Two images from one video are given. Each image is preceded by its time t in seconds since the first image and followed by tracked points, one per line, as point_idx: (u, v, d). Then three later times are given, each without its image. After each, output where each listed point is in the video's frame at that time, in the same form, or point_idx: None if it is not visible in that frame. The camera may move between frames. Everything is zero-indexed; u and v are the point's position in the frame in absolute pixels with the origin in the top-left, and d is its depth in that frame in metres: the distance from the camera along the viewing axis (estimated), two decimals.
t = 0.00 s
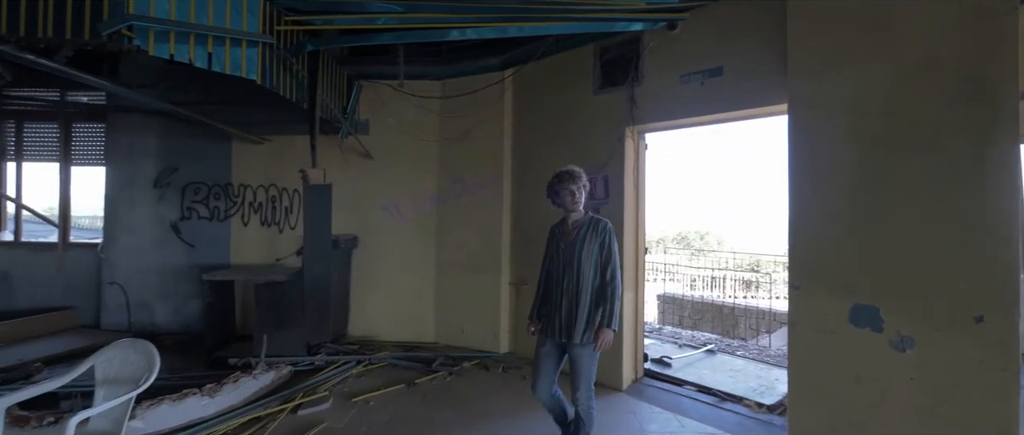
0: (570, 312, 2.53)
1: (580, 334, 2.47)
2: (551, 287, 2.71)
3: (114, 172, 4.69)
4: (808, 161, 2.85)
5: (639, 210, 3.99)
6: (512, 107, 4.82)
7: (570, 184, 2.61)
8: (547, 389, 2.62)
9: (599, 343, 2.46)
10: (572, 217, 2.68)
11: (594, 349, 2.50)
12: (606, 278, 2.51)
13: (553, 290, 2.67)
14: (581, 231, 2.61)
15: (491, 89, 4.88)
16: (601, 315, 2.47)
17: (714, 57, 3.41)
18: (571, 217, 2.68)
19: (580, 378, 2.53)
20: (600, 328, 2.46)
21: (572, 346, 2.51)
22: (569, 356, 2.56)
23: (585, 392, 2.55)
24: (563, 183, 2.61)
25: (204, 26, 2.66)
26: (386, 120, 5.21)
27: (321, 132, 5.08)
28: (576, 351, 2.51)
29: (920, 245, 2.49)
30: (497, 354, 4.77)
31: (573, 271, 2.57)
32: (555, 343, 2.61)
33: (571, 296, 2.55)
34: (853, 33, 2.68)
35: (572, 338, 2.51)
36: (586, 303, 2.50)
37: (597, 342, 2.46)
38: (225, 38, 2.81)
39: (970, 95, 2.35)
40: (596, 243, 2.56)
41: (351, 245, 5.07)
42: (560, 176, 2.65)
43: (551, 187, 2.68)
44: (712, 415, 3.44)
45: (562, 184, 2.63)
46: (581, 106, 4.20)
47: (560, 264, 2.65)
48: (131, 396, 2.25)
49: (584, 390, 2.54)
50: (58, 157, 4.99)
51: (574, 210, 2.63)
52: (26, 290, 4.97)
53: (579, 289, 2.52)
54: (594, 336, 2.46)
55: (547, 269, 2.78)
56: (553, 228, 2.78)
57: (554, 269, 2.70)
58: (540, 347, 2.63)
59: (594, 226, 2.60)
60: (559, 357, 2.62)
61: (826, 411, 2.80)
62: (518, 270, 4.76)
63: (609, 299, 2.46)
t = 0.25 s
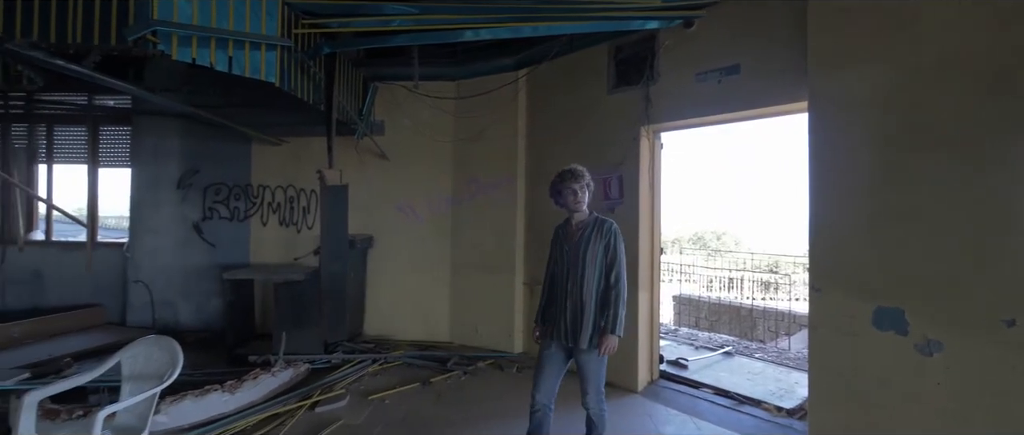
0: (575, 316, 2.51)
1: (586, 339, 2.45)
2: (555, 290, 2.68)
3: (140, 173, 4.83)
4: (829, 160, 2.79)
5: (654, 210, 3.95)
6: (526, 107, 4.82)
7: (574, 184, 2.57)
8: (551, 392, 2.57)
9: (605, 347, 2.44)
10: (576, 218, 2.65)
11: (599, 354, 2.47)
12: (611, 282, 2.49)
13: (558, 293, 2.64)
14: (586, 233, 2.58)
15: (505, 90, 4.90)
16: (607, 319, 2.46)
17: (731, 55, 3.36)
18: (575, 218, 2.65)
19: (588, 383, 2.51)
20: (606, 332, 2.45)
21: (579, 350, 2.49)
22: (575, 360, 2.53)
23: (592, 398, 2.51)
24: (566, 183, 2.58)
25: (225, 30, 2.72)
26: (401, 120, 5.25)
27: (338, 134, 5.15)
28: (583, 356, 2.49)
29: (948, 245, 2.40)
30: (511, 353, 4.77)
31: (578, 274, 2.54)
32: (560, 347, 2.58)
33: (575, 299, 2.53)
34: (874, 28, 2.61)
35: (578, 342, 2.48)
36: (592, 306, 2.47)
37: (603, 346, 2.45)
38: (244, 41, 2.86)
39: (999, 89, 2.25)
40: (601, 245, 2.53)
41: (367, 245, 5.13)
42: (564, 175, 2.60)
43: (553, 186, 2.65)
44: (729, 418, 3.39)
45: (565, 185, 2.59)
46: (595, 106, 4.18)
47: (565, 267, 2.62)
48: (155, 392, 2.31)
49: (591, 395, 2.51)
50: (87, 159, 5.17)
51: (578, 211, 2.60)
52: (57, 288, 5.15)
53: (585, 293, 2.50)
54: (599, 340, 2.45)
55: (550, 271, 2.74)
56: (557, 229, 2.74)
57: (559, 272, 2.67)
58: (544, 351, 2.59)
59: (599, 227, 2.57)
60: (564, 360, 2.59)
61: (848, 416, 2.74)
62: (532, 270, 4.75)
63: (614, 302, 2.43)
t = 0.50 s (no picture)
0: (573, 322, 2.43)
1: (586, 345, 2.38)
2: (551, 294, 2.57)
3: (163, 174, 4.96)
4: (850, 158, 2.73)
5: (670, 210, 3.91)
6: (539, 107, 4.81)
7: (569, 185, 2.49)
8: (553, 398, 2.51)
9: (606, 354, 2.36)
10: (573, 219, 2.55)
11: (600, 360, 2.40)
12: (610, 287, 2.40)
13: (553, 297, 2.55)
14: (582, 236, 2.48)
15: (519, 90, 4.91)
16: (606, 325, 2.38)
17: (749, 52, 3.31)
18: (571, 219, 2.55)
19: (590, 390, 2.42)
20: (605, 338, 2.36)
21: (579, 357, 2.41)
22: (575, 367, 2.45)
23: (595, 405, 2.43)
24: (563, 184, 2.50)
25: (244, 34, 2.77)
26: (415, 121, 5.29)
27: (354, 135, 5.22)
28: (584, 362, 2.41)
29: (976, 246, 2.31)
30: (525, 354, 4.77)
31: (576, 278, 2.45)
32: (558, 353, 2.49)
33: (573, 304, 2.44)
34: (898, 23, 2.54)
35: (577, 348, 2.40)
36: (590, 311, 2.40)
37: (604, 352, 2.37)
38: (262, 45, 2.91)
39: None
40: (598, 248, 2.44)
41: (382, 245, 5.17)
42: (559, 175, 2.53)
43: (549, 187, 2.58)
44: (746, 421, 3.34)
45: (561, 185, 2.51)
46: (609, 105, 4.15)
47: (560, 270, 2.51)
48: (178, 388, 2.36)
49: (594, 402, 2.43)
50: (112, 161, 5.32)
51: (574, 213, 2.52)
52: (84, 286, 5.31)
53: (582, 298, 2.42)
54: (599, 345, 2.37)
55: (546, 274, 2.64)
56: (552, 230, 2.63)
57: (555, 275, 2.56)
58: (542, 357, 2.51)
59: (596, 229, 2.48)
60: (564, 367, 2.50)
61: (870, 421, 2.67)
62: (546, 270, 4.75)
63: (614, 306, 2.36)
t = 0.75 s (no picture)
0: (561, 323, 2.37)
1: (574, 347, 2.31)
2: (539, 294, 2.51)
3: (181, 175, 5.08)
4: (868, 157, 2.68)
5: (682, 210, 3.87)
6: (550, 107, 4.80)
7: (555, 183, 2.43)
8: (548, 402, 2.46)
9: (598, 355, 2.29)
10: (560, 217, 2.49)
11: (592, 361, 2.33)
12: (601, 285, 2.35)
13: (541, 297, 2.49)
14: (569, 234, 2.41)
15: (531, 90, 4.90)
16: (597, 323, 2.32)
17: (764, 50, 3.26)
18: (560, 217, 2.49)
19: (580, 393, 2.36)
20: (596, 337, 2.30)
21: (567, 359, 2.36)
22: (565, 369, 2.40)
23: (586, 408, 2.37)
24: (552, 181, 2.44)
25: (259, 37, 2.82)
26: (427, 122, 5.32)
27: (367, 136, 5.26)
28: (573, 365, 2.35)
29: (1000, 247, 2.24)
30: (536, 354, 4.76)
31: (563, 278, 2.39)
32: (547, 355, 2.45)
33: (561, 304, 2.39)
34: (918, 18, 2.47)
35: (565, 351, 2.34)
36: (578, 312, 2.34)
37: (594, 352, 2.31)
38: (277, 47, 2.95)
39: None
40: (586, 245, 2.38)
41: (394, 245, 5.21)
42: (547, 173, 2.47)
43: (537, 184, 2.53)
44: (761, 424, 3.30)
45: (549, 183, 2.45)
46: (621, 104, 4.13)
47: (548, 270, 2.45)
48: (195, 385, 2.41)
49: (586, 405, 2.36)
50: (132, 162, 5.44)
51: (561, 211, 2.46)
52: (105, 285, 5.44)
53: (570, 298, 2.36)
54: (589, 346, 2.32)
55: (534, 273, 2.60)
56: (541, 230, 2.56)
57: (542, 275, 2.50)
58: (532, 359, 2.47)
59: (584, 225, 2.41)
60: (554, 369, 2.46)
61: (890, 425, 2.62)
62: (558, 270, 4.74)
63: (604, 305, 2.30)
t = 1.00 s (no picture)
0: (551, 326, 2.25)
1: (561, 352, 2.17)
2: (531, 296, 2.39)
3: (199, 176, 5.25)
4: (887, 156, 2.62)
5: (696, 209, 3.83)
6: (561, 107, 4.78)
7: (545, 178, 2.28)
8: (544, 406, 2.37)
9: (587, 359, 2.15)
10: (553, 214, 2.35)
11: (581, 366, 2.18)
12: (593, 286, 2.20)
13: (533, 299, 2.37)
14: (562, 233, 2.27)
15: (542, 89, 4.89)
16: (588, 326, 2.18)
17: (779, 47, 3.21)
18: (552, 215, 2.35)
19: (564, 402, 2.20)
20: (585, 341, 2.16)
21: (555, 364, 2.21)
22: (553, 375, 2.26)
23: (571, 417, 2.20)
24: (541, 175, 2.29)
25: (274, 40, 2.87)
26: (439, 122, 5.34)
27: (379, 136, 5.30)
28: (560, 371, 2.20)
29: None
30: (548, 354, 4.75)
31: (555, 279, 2.26)
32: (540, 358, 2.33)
33: (552, 307, 2.26)
34: (939, 13, 2.41)
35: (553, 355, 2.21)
36: (569, 315, 2.20)
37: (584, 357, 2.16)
38: (291, 50, 2.99)
39: None
40: (580, 245, 2.23)
41: (406, 245, 5.24)
42: (538, 168, 2.33)
43: (529, 179, 2.39)
44: (777, 427, 3.25)
45: (539, 177, 2.31)
46: (633, 103, 4.10)
47: (540, 270, 2.34)
48: (212, 383, 2.46)
49: (571, 413, 2.20)
50: (151, 163, 5.56)
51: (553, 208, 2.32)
52: (126, 283, 5.57)
53: (560, 301, 2.23)
54: (579, 350, 2.17)
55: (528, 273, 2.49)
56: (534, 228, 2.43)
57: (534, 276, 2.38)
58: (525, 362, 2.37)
59: (578, 224, 2.27)
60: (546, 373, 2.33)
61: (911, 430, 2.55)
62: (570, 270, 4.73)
63: (596, 308, 2.16)
